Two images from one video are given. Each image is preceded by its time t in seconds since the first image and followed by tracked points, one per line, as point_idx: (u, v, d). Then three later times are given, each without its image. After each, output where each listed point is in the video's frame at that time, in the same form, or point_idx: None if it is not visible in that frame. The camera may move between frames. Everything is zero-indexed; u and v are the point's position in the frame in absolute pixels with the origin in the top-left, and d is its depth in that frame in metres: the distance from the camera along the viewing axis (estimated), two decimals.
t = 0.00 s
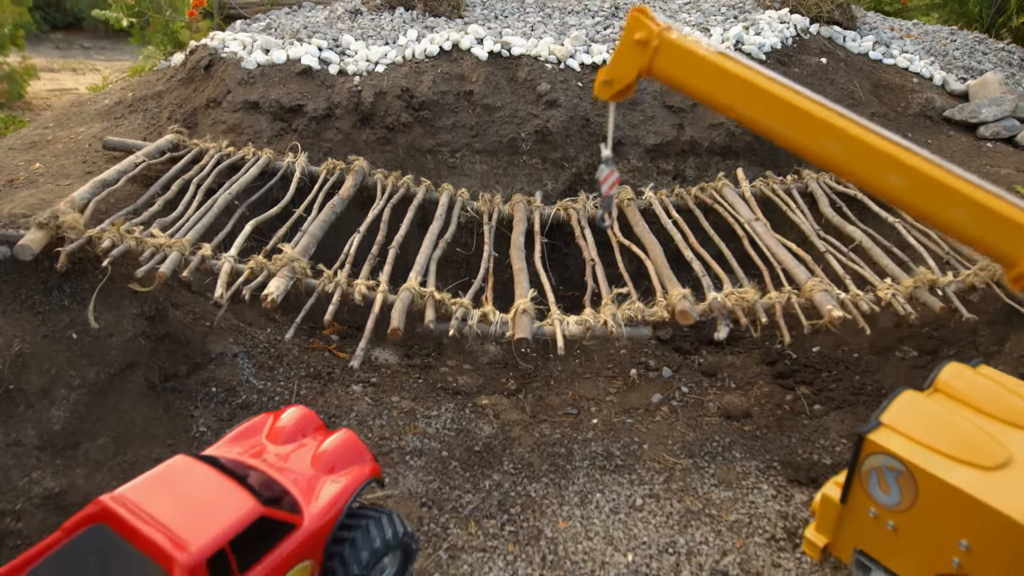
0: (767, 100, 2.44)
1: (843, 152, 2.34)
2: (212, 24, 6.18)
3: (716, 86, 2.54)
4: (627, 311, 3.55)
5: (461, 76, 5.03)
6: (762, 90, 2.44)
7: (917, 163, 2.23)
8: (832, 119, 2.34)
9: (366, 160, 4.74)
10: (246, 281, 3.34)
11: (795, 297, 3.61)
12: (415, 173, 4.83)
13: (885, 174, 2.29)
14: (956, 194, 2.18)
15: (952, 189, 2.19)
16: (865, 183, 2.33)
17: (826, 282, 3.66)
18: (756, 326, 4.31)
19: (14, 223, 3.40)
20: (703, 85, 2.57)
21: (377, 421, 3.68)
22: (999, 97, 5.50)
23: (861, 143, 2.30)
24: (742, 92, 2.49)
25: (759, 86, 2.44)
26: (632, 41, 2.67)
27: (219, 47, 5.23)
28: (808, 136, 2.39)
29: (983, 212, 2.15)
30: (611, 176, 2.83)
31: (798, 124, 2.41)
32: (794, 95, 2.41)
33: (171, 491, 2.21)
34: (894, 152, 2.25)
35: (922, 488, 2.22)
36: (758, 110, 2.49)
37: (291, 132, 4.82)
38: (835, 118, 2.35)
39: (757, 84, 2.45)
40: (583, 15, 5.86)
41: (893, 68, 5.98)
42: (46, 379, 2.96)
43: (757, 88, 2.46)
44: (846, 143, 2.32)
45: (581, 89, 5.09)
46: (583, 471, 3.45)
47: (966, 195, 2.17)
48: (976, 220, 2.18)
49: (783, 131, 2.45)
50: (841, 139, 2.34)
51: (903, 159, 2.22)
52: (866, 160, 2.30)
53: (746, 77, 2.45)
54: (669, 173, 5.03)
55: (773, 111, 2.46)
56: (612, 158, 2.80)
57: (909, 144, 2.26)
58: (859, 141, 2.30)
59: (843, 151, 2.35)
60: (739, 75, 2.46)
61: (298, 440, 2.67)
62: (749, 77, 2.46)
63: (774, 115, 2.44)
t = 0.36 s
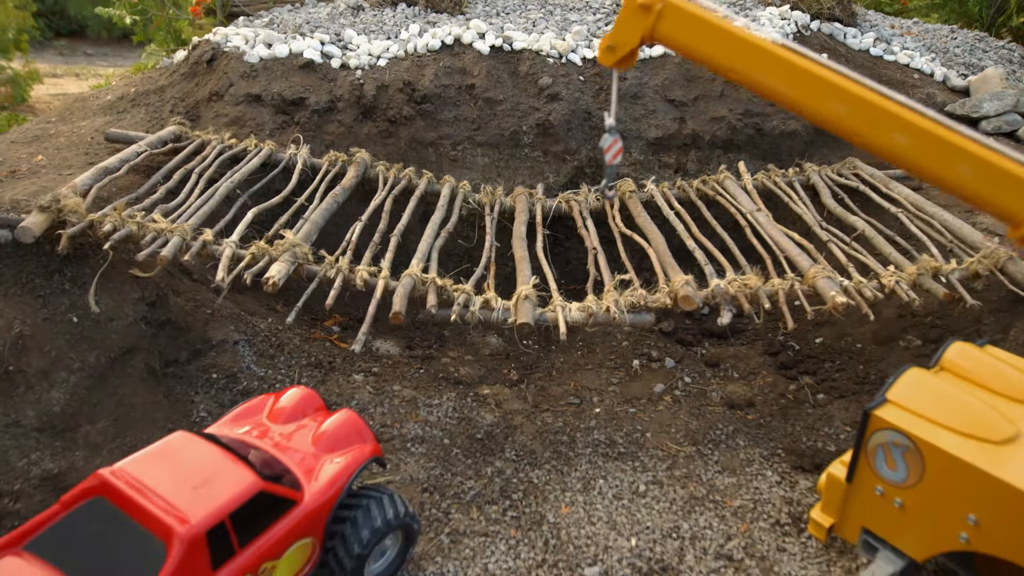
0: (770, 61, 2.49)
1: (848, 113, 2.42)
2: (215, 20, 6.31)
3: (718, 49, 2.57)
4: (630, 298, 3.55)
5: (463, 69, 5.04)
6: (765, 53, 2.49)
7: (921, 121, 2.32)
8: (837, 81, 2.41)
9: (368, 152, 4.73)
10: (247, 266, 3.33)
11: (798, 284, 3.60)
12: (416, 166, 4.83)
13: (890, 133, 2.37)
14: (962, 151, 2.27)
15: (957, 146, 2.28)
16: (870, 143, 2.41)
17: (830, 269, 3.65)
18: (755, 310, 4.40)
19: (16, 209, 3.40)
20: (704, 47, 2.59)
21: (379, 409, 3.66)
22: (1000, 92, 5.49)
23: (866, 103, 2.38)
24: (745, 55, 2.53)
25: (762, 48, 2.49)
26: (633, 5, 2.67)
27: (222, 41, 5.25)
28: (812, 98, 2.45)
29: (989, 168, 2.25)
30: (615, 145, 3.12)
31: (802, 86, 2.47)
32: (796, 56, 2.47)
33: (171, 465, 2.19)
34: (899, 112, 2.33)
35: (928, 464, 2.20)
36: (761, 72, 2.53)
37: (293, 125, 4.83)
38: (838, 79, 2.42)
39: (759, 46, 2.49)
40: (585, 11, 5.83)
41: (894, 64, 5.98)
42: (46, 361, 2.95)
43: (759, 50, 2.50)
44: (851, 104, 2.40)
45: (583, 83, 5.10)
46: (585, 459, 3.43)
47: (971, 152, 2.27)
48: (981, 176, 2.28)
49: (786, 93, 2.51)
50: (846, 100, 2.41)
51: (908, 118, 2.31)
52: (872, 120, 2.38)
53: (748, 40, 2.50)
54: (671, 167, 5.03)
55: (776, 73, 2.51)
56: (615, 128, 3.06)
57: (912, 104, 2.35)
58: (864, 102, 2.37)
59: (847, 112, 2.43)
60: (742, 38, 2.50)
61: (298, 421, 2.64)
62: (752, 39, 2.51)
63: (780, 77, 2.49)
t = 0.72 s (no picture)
0: (771, 24, 2.53)
1: (848, 75, 2.47)
2: (216, 17, 6.36)
3: (719, 13, 2.59)
4: (631, 285, 3.55)
5: (463, 63, 5.06)
6: (767, 15, 2.52)
7: (919, 82, 2.40)
8: (837, 43, 2.47)
9: (368, 144, 4.74)
10: (248, 252, 3.34)
11: (799, 270, 3.61)
12: (417, 159, 4.83)
13: (890, 94, 2.44)
14: (960, 110, 2.37)
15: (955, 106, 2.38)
16: (871, 105, 2.47)
17: (830, 256, 3.66)
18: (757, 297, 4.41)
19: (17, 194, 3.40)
20: (704, 12, 2.60)
21: (379, 397, 3.65)
22: (999, 87, 5.50)
23: (866, 64, 2.44)
24: (746, 18, 2.56)
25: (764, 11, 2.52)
26: None
27: (223, 35, 5.27)
28: (813, 60, 2.50)
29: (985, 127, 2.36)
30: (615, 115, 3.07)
31: (802, 48, 2.51)
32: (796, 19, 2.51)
33: (170, 438, 2.18)
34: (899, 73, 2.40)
35: (932, 438, 2.18)
36: (762, 36, 2.56)
37: (294, 117, 4.84)
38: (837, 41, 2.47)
39: (761, 9, 2.53)
40: (586, 8, 5.81)
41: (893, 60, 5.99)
42: (45, 343, 2.94)
43: (761, 13, 2.53)
44: (852, 65, 2.46)
45: (583, 76, 5.12)
46: (586, 445, 3.40)
47: (967, 112, 2.37)
48: (978, 135, 2.38)
49: (786, 55, 2.54)
50: (847, 61, 2.47)
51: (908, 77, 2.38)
52: (873, 82, 2.44)
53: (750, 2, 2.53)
54: (671, 160, 5.03)
55: (777, 36, 2.54)
56: (615, 102, 4.22)
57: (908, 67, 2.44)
58: (864, 62, 2.43)
59: (847, 74, 2.48)
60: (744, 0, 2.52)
61: (298, 400, 2.63)
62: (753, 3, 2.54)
63: (781, 40, 2.53)
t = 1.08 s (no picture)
0: None
1: (851, 46, 2.46)
2: (217, 15, 6.39)
3: None
4: (631, 275, 3.56)
5: (464, 58, 5.07)
6: None
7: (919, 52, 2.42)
8: (839, 15, 2.45)
9: (369, 139, 4.74)
10: (249, 240, 3.36)
11: (800, 260, 3.62)
12: (418, 153, 4.83)
13: (891, 65, 2.45)
14: (960, 79, 2.42)
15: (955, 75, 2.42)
16: (874, 76, 2.46)
17: (830, 246, 3.66)
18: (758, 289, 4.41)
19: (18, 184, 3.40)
20: None
21: (379, 387, 3.64)
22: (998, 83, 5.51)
23: (868, 35, 2.44)
24: None
25: None
26: None
27: (224, 32, 5.29)
28: (816, 31, 2.47)
29: (984, 95, 2.43)
30: (615, 92, 3.22)
31: (804, 20, 2.49)
32: None
33: (169, 418, 2.17)
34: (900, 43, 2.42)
35: (935, 417, 2.18)
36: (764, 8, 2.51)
37: (295, 112, 4.85)
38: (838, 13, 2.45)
39: None
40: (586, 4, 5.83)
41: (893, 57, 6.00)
42: (45, 329, 2.94)
43: None
44: (854, 36, 2.45)
45: (583, 72, 5.13)
46: (587, 434, 3.39)
47: (967, 81, 2.42)
48: (978, 103, 2.44)
49: (787, 28, 2.51)
50: (848, 33, 2.46)
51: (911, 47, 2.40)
52: (875, 52, 2.44)
53: None
54: (671, 155, 5.03)
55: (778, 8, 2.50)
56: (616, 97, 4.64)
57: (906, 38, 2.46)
58: (867, 32, 2.43)
59: (849, 45, 2.47)
60: None
61: (297, 385, 2.62)
62: None
63: (783, 11, 2.49)
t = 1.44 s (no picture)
0: None
1: (853, 24, 2.48)
2: (219, 14, 6.41)
3: None
4: (633, 268, 3.56)
5: (465, 55, 5.08)
6: None
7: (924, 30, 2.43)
8: None
9: (371, 135, 4.75)
10: (251, 231, 3.39)
11: (802, 253, 3.62)
12: (419, 150, 4.84)
13: (894, 43, 2.46)
14: (965, 58, 2.42)
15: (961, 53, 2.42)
16: (876, 54, 2.49)
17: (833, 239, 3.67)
18: (760, 283, 4.40)
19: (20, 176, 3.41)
20: None
21: (381, 380, 3.64)
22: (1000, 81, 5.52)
23: (870, 13, 2.45)
24: None
25: None
26: None
27: (226, 29, 5.30)
28: (816, 10, 2.50)
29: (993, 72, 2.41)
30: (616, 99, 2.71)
31: None
32: None
33: (171, 402, 2.17)
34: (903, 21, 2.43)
35: (938, 402, 2.17)
36: None
37: (296, 108, 4.86)
38: None
39: None
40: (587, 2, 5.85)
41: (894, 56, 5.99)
42: (47, 319, 2.95)
43: None
44: (856, 15, 2.47)
45: (584, 69, 5.14)
46: (589, 427, 3.38)
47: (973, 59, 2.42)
48: (985, 83, 2.43)
49: (790, 8, 2.54)
50: (851, 12, 2.48)
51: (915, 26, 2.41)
52: (877, 30, 2.46)
53: None
54: (673, 151, 5.04)
55: None
56: (616, 62, 4.36)
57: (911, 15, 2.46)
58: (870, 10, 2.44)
59: (851, 24, 2.49)
60: None
61: (298, 373, 2.62)
62: None
63: None
